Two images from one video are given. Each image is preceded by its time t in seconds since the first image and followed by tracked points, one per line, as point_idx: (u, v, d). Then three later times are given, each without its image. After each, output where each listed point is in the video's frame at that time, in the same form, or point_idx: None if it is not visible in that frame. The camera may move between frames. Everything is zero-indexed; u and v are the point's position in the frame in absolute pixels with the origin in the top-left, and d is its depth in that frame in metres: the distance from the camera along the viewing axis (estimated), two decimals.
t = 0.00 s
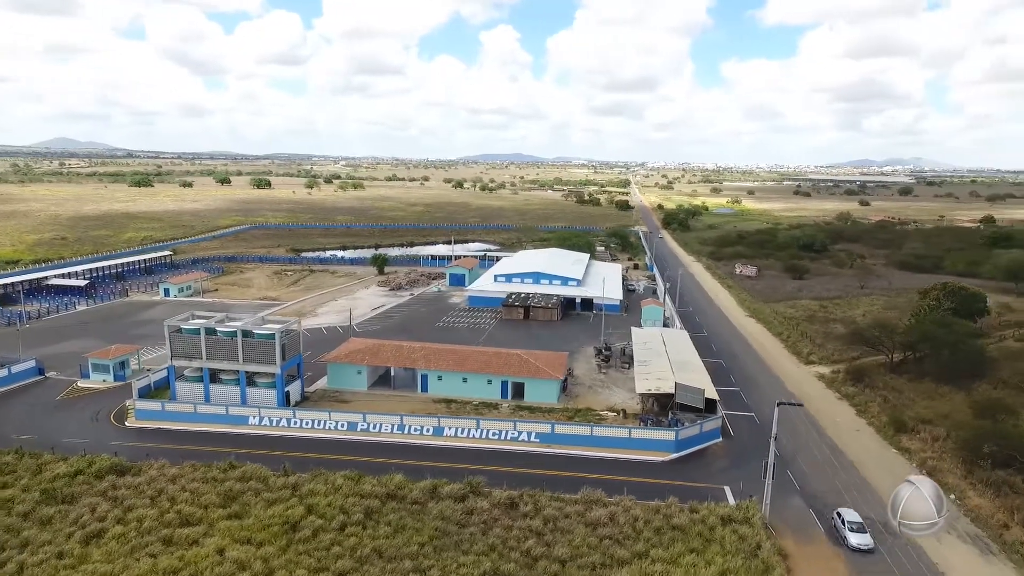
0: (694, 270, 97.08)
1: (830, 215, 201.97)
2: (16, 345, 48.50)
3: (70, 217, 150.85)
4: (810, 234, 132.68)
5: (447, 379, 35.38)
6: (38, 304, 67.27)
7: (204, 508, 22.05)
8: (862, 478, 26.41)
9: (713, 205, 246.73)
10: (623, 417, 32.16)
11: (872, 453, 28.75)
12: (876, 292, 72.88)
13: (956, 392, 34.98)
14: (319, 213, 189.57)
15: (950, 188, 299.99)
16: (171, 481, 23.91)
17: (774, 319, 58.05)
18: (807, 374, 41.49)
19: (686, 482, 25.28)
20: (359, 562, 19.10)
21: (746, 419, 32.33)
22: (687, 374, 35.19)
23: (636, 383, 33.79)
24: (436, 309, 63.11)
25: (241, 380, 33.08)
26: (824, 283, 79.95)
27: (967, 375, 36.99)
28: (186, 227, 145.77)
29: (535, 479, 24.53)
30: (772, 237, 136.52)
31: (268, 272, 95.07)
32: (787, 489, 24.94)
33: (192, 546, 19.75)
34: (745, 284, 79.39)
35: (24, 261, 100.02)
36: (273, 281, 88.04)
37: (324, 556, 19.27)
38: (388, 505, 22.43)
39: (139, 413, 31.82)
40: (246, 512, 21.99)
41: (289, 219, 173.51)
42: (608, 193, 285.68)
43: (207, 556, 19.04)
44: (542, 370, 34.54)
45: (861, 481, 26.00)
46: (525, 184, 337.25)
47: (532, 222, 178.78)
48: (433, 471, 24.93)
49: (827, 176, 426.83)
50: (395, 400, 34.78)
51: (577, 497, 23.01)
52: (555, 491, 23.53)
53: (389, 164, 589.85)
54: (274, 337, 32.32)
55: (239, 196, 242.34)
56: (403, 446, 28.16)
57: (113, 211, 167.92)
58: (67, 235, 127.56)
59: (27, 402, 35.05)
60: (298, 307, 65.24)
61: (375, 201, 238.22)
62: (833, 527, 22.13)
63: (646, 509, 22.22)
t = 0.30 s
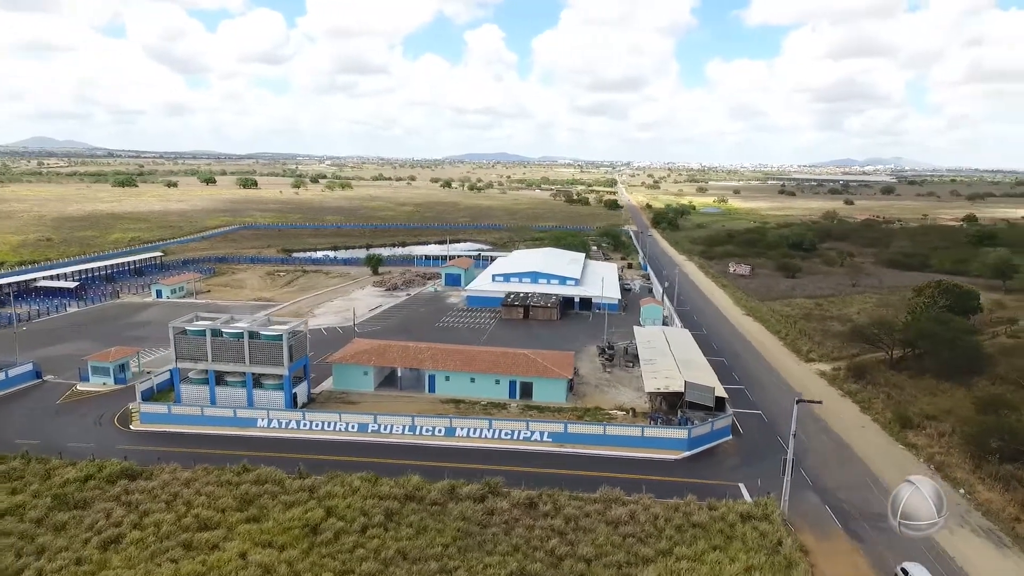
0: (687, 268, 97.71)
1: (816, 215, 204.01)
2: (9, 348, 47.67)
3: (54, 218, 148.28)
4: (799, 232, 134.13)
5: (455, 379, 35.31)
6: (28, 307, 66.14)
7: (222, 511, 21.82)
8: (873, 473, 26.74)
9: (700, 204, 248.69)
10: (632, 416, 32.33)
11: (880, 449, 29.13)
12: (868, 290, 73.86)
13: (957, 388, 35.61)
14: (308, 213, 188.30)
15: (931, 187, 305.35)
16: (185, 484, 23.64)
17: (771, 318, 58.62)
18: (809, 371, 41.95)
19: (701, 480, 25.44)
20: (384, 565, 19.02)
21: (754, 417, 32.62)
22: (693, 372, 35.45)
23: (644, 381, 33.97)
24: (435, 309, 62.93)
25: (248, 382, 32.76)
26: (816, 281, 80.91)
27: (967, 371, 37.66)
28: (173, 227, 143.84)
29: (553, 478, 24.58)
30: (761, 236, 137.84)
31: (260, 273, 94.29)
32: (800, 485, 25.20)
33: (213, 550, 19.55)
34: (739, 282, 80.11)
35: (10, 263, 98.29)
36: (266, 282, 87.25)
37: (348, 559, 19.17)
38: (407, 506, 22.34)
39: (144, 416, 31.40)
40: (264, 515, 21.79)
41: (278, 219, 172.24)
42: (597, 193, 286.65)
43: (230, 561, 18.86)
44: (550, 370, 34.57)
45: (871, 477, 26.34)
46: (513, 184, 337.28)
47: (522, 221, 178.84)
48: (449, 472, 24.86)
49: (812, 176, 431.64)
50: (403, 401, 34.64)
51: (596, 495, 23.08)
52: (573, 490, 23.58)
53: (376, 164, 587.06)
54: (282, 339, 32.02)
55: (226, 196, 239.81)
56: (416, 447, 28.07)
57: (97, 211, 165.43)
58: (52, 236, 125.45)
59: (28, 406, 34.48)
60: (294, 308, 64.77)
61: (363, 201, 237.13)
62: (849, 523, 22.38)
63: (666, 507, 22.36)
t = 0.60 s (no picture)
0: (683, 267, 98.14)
1: (806, 214, 205.59)
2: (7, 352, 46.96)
3: (41, 218, 146.18)
4: (790, 232, 135.15)
5: (465, 379, 35.24)
6: (21, 309, 65.20)
7: (243, 514, 21.65)
8: (886, 470, 27.04)
9: (691, 204, 250.01)
10: (645, 415, 32.45)
11: (890, 445, 29.47)
12: (863, 289, 74.61)
13: (962, 386, 36.13)
14: (299, 213, 187.07)
15: (917, 186, 308.99)
16: (203, 487, 23.44)
17: (771, 316, 59.10)
18: (814, 369, 42.31)
19: (719, 477, 25.59)
20: (411, 566, 18.95)
21: (764, 415, 32.86)
22: (703, 370, 35.61)
23: (655, 380, 34.10)
24: (436, 309, 62.75)
25: (258, 384, 32.48)
26: (812, 280, 81.63)
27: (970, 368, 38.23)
28: (164, 228, 142.24)
29: (573, 478, 24.59)
30: (754, 235, 138.75)
31: (255, 273, 93.59)
32: (817, 482, 25.41)
33: (238, 554, 19.37)
34: (736, 281, 80.68)
35: None
36: (262, 283, 86.57)
37: (375, 561, 19.10)
38: (430, 507, 22.28)
39: (153, 418, 31.06)
40: (286, 517, 21.65)
41: (269, 219, 170.86)
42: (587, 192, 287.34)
43: (257, 564, 18.72)
44: (561, 369, 34.57)
45: (885, 473, 26.61)
46: (504, 184, 336.99)
47: (515, 221, 178.80)
48: (469, 472, 24.82)
49: (801, 177, 435.11)
50: (413, 401, 34.51)
51: (618, 494, 23.16)
52: (594, 489, 23.62)
53: (365, 163, 584.16)
54: (293, 340, 31.78)
55: (215, 196, 237.48)
56: (432, 448, 28.00)
57: (85, 211, 163.21)
58: (40, 237, 123.67)
59: (32, 409, 34.01)
60: (293, 309, 64.37)
61: (354, 201, 235.91)
62: (869, 519, 22.59)
63: (688, 506, 22.46)
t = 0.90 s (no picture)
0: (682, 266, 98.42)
1: (798, 213, 206.93)
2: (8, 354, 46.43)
3: (32, 219, 144.59)
4: (786, 231, 135.85)
5: (478, 380, 35.19)
6: (18, 311, 64.50)
7: (268, 517, 21.53)
8: (902, 467, 27.29)
9: (684, 203, 250.76)
10: (659, 414, 32.56)
11: (904, 442, 29.76)
12: (862, 287, 75.17)
13: (970, 384, 36.55)
14: (293, 213, 186.12)
15: (907, 185, 311.25)
16: (225, 489, 23.30)
17: (774, 315, 59.44)
18: (821, 367, 42.61)
19: (738, 476, 25.71)
20: (442, 567, 18.92)
21: (777, 413, 33.04)
22: (714, 369, 35.75)
23: (668, 380, 34.21)
24: (439, 309, 62.60)
25: (271, 385, 32.29)
26: (810, 279, 82.17)
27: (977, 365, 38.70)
28: (157, 228, 141.01)
29: (595, 477, 24.63)
30: (749, 235, 139.37)
31: (253, 274, 93.03)
32: (835, 480, 25.61)
33: (266, 557, 19.25)
34: (736, 281, 81.02)
35: None
36: (261, 283, 86.03)
37: (405, 562, 19.06)
38: (455, 508, 22.25)
39: (166, 420, 30.81)
40: (311, 519, 21.54)
41: (263, 219, 169.86)
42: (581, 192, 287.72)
43: (287, 566, 18.63)
44: (574, 369, 34.59)
45: (902, 470, 26.83)
46: (497, 183, 336.91)
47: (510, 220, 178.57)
48: (490, 473, 24.80)
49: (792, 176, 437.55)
50: (427, 402, 34.43)
51: (641, 493, 23.22)
52: (618, 488, 23.68)
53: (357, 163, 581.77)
54: (307, 341, 31.60)
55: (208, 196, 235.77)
56: (451, 449, 27.97)
57: (76, 211, 161.58)
58: (32, 238, 122.37)
59: (41, 412, 33.67)
60: (295, 310, 64.06)
61: (347, 201, 234.97)
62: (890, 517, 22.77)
63: (711, 504, 22.55)
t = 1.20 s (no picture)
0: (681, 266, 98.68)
1: (793, 213, 207.97)
2: (11, 357, 45.94)
3: (25, 219, 143.09)
4: (782, 230, 136.46)
5: (492, 380, 35.15)
6: (17, 313, 63.80)
7: (295, 519, 21.42)
8: (919, 463, 27.49)
9: (679, 203, 251.43)
10: (674, 413, 32.67)
11: (918, 440, 29.98)
12: (863, 286, 75.62)
13: (979, 382, 36.90)
14: (288, 213, 185.09)
15: (899, 185, 312.94)
16: (248, 491, 23.18)
17: (778, 314, 59.73)
18: (829, 366, 42.87)
19: (759, 475, 25.83)
20: (474, 568, 18.89)
21: (791, 412, 33.20)
22: (726, 368, 35.90)
23: (681, 379, 34.33)
24: (444, 309, 62.43)
25: (286, 387, 32.12)
26: (810, 278, 82.60)
27: (983, 364, 39.08)
28: (153, 228, 139.95)
29: (618, 477, 24.69)
30: (745, 234, 139.88)
31: (252, 274, 92.50)
32: (854, 479, 25.77)
33: (296, 559, 19.15)
34: (737, 280, 81.35)
35: None
36: (260, 284, 85.55)
37: (437, 564, 19.00)
38: (481, 509, 22.22)
39: (180, 423, 30.59)
40: (338, 521, 21.43)
41: (258, 219, 168.83)
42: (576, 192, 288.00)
43: (318, 569, 18.55)
44: (589, 369, 34.60)
45: (919, 467, 27.04)
46: (490, 183, 336.27)
47: (506, 220, 178.33)
48: (513, 474, 24.82)
49: (784, 177, 440.13)
50: (442, 402, 34.35)
51: (666, 493, 23.28)
52: (642, 488, 23.74)
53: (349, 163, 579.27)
54: (323, 342, 31.49)
55: (201, 195, 234.09)
56: (470, 449, 27.95)
57: (69, 212, 160.00)
58: (25, 238, 121.16)
59: (51, 414, 33.36)
60: (298, 311, 63.77)
61: (341, 201, 233.82)
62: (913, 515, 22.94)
63: (735, 504, 22.67)
